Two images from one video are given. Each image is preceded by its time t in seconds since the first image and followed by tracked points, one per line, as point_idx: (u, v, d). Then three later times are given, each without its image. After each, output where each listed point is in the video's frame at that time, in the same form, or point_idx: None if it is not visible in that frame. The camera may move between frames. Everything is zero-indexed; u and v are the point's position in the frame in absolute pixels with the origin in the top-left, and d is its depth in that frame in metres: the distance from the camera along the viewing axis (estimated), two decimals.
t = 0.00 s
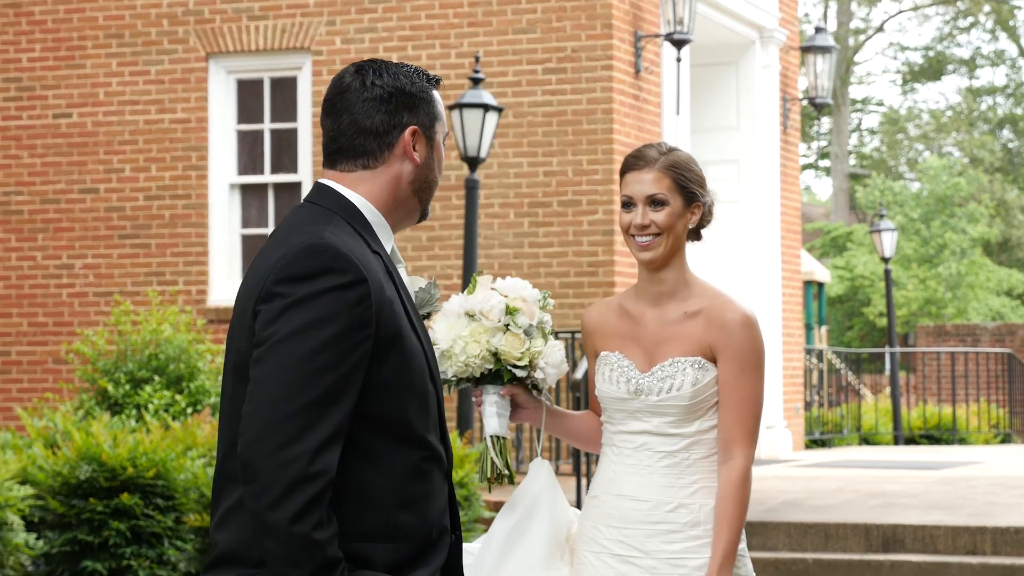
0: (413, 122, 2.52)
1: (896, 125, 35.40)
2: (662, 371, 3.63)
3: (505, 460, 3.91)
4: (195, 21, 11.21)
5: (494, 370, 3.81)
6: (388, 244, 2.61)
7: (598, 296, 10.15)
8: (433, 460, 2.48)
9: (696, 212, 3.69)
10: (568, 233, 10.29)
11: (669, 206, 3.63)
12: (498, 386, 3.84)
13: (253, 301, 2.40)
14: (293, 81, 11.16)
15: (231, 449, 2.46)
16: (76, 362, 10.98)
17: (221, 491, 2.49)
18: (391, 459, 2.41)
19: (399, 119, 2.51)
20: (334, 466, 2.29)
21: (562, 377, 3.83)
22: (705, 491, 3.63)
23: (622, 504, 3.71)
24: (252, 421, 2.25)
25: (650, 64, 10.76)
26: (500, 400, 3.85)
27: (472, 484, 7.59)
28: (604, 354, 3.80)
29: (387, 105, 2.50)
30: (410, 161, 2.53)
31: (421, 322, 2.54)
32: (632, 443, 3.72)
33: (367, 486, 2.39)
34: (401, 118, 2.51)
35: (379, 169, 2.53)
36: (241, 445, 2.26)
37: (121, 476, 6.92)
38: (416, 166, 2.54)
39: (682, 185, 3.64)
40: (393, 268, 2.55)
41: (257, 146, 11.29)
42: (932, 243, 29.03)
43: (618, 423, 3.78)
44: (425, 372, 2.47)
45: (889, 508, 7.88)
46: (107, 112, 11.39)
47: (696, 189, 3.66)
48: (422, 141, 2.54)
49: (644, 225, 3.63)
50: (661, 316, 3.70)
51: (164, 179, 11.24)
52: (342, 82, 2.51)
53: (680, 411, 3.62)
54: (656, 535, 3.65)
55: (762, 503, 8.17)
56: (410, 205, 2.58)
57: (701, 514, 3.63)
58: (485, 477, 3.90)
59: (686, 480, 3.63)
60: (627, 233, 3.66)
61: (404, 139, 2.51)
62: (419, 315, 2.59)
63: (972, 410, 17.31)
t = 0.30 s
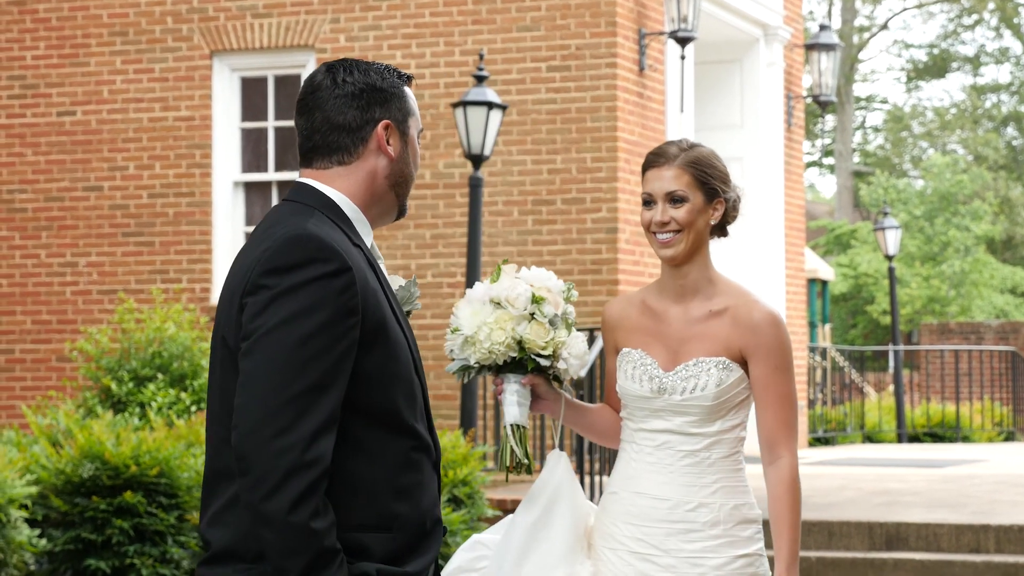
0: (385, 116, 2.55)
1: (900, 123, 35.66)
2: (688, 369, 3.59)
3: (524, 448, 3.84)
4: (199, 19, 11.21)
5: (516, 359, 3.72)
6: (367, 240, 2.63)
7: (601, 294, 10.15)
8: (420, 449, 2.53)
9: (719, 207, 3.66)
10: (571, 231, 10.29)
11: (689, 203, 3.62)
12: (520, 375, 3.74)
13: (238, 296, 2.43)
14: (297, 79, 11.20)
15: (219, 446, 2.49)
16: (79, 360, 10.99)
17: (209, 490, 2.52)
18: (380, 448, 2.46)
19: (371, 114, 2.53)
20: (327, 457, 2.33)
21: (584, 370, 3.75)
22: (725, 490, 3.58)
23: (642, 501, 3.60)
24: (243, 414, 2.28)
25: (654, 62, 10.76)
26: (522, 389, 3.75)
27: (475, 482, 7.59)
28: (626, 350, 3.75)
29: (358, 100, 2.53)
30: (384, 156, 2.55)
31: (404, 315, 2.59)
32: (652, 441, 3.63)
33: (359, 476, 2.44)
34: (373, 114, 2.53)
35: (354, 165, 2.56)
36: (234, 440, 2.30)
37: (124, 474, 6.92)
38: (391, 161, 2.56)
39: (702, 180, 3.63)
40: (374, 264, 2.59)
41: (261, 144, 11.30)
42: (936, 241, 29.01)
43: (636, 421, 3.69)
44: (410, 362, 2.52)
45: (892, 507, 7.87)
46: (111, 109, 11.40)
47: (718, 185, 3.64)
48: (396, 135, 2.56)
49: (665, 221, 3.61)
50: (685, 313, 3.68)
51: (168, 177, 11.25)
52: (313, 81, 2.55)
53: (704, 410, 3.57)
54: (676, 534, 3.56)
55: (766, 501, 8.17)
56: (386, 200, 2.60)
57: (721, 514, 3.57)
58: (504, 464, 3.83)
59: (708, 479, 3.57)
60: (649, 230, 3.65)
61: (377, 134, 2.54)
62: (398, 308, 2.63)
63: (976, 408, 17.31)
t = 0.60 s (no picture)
0: (369, 120, 2.70)
1: (897, 121, 35.49)
2: (692, 369, 3.59)
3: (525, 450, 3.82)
4: (195, 20, 11.21)
5: (523, 362, 3.71)
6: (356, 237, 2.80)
7: (598, 293, 10.17)
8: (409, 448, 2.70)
9: (722, 207, 3.62)
10: (568, 230, 10.29)
11: (689, 205, 3.59)
12: (526, 377, 3.75)
13: (240, 296, 2.57)
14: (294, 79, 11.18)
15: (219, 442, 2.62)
16: (76, 361, 10.98)
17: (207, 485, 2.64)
18: (374, 444, 2.62)
19: (355, 119, 2.69)
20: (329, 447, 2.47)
21: (591, 374, 3.71)
22: (727, 490, 3.56)
23: (644, 500, 3.60)
24: (252, 404, 2.41)
25: (650, 61, 10.77)
26: (527, 391, 3.76)
27: (472, 481, 7.60)
28: (632, 348, 3.75)
29: (342, 105, 2.69)
30: (369, 159, 2.72)
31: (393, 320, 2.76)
32: (655, 439, 3.64)
33: (355, 471, 2.60)
34: (356, 118, 2.69)
35: (340, 168, 2.72)
36: (241, 431, 2.42)
37: (121, 475, 6.90)
38: (375, 164, 2.72)
39: (702, 181, 3.60)
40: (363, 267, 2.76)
41: (258, 144, 11.32)
42: (932, 240, 29.03)
43: (640, 420, 3.69)
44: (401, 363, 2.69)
45: (889, 505, 7.88)
46: (107, 110, 11.39)
47: (719, 184, 3.61)
48: (380, 138, 2.72)
49: (665, 225, 3.59)
50: (691, 314, 3.66)
51: (164, 178, 11.24)
52: (299, 88, 2.71)
53: (707, 410, 3.57)
54: (677, 533, 3.55)
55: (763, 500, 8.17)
56: (371, 202, 2.76)
57: (722, 513, 3.55)
58: (505, 466, 3.82)
59: (710, 478, 3.56)
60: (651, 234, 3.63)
61: (361, 138, 2.70)
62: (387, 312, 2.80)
63: (972, 407, 17.33)
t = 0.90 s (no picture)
0: (356, 122, 2.76)
1: (892, 121, 35.56)
2: (687, 368, 3.56)
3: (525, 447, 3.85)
4: (191, 19, 11.20)
5: (518, 359, 3.70)
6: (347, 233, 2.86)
7: (595, 293, 10.17)
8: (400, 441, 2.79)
9: (719, 208, 3.59)
10: (564, 230, 10.29)
11: (686, 207, 3.56)
12: (522, 374, 3.73)
13: (243, 292, 2.64)
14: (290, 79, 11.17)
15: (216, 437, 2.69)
16: (73, 361, 10.97)
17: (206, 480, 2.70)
18: (371, 435, 2.71)
19: (342, 120, 2.75)
20: (330, 432, 2.55)
21: (586, 368, 3.72)
22: (722, 490, 3.53)
23: (639, 498, 3.61)
24: (257, 392, 2.48)
25: (647, 61, 10.77)
26: (524, 387, 3.74)
27: (469, 481, 7.60)
28: (633, 347, 3.74)
29: (331, 107, 2.74)
30: (356, 159, 2.78)
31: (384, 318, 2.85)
32: (652, 438, 3.63)
33: (354, 461, 2.69)
34: (344, 120, 2.75)
35: (328, 168, 2.77)
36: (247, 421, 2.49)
37: (117, 475, 6.90)
38: (362, 164, 2.78)
39: (699, 182, 3.57)
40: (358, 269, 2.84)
41: (254, 144, 11.25)
42: (928, 240, 29.04)
43: (640, 418, 3.69)
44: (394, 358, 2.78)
45: (885, 505, 7.89)
46: (104, 109, 11.38)
47: (716, 185, 3.58)
48: (366, 139, 2.78)
49: (661, 228, 3.56)
50: (689, 314, 3.63)
51: (161, 177, 11.24)
52: (286, 89, 2.76)
53: (701, 409, 3.54)
54: (670, 531, 3.54)
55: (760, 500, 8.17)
56: (357, 202, 2.82)
57: (717, 512, 3.52)
58: (505, 463, 3.85)
59: (704, 478, 3.53)
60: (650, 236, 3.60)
61: (349, 139, 2.75)
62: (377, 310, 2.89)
63: (969, 407, 17.34)
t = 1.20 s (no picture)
0: (341, 121, 2.85)
1: (893, 122, 35.56)
2: (692, 373, 3.56)
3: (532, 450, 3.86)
4: (192, 17, 11.20)
5: (521, 360, 3.69)
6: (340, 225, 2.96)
7: (595, 292, 10.17)
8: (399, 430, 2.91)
9: (728, 221, 3.57)
10: (565, 229, 10.29)
11: (693, 221, 3.55)
12: (526, 375, 3.73)
13: (250, 289, 2.75)
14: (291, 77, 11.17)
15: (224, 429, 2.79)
16: (73, 358, 10.97)
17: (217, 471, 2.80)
18: (372, 424, 2.82)
19: (328, 120, 2.84)
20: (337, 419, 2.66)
21: (589, 367, 3.73)
22: (717, 497, 3.51)
23: (634, 501, 3.60)
24: (265, 377, 2.59)
25: (648, 60, 10.77)
26: (528, 388, 3.75)
27: (469, 480, 7.60)
28: (641, 356, 3.71)
29: (316, 108, 2.84)
30: (343, 158, 2.87)
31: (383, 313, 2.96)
32: (651, 442, 3.62)
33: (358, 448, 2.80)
34: (329, 119, 2.84)
35: (316, 168, 2.87)
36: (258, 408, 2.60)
37: (117, 472, 6.90)
38: (349, 162, 2.87)
39: (706, 197, 3.56)
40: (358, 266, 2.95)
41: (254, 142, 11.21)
42: (927, 240, 29.03)
43: (641, 422, 3.67)
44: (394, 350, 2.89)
45: (885, 505, 7.89)
46: (104, 107, 11.38)
47: (724, 199, 3.56)
48: (352, 137, 2.86)
49: (670, 243, 3.56)
50: (699, 327, 3.60)
51: (161, 175, 11.24)
52: (272, 93, 2.86)
53: (703, 414, 3.53)
54: (663, 535, 3.53)
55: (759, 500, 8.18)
56: (347, 198, 2.91)
57: (709, 518, 3.50)
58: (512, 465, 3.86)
59: (699, 484, 3.52)
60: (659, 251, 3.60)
61: (335, 138, 2.84)
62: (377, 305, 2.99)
63: (968, 407, 17.35)
